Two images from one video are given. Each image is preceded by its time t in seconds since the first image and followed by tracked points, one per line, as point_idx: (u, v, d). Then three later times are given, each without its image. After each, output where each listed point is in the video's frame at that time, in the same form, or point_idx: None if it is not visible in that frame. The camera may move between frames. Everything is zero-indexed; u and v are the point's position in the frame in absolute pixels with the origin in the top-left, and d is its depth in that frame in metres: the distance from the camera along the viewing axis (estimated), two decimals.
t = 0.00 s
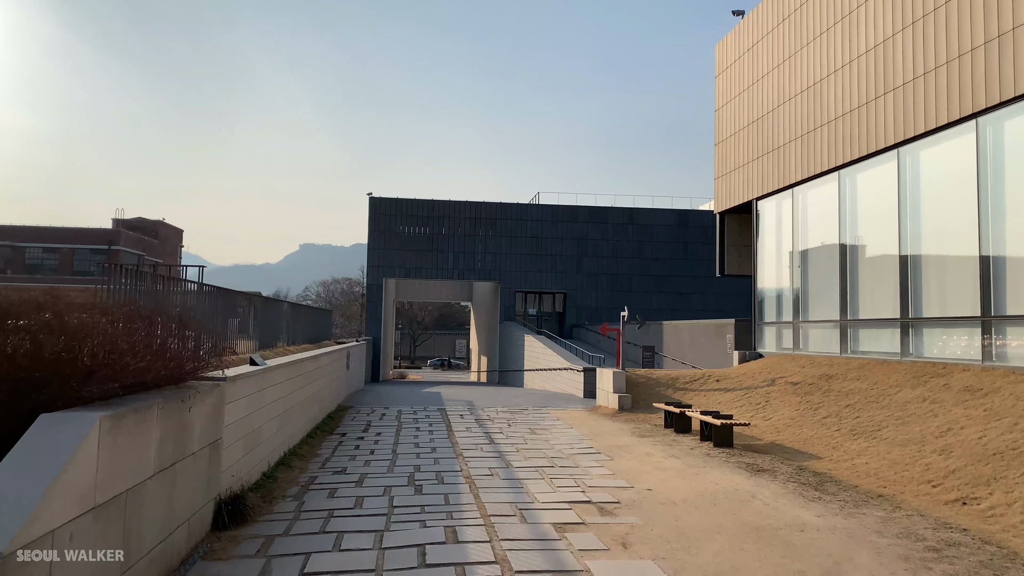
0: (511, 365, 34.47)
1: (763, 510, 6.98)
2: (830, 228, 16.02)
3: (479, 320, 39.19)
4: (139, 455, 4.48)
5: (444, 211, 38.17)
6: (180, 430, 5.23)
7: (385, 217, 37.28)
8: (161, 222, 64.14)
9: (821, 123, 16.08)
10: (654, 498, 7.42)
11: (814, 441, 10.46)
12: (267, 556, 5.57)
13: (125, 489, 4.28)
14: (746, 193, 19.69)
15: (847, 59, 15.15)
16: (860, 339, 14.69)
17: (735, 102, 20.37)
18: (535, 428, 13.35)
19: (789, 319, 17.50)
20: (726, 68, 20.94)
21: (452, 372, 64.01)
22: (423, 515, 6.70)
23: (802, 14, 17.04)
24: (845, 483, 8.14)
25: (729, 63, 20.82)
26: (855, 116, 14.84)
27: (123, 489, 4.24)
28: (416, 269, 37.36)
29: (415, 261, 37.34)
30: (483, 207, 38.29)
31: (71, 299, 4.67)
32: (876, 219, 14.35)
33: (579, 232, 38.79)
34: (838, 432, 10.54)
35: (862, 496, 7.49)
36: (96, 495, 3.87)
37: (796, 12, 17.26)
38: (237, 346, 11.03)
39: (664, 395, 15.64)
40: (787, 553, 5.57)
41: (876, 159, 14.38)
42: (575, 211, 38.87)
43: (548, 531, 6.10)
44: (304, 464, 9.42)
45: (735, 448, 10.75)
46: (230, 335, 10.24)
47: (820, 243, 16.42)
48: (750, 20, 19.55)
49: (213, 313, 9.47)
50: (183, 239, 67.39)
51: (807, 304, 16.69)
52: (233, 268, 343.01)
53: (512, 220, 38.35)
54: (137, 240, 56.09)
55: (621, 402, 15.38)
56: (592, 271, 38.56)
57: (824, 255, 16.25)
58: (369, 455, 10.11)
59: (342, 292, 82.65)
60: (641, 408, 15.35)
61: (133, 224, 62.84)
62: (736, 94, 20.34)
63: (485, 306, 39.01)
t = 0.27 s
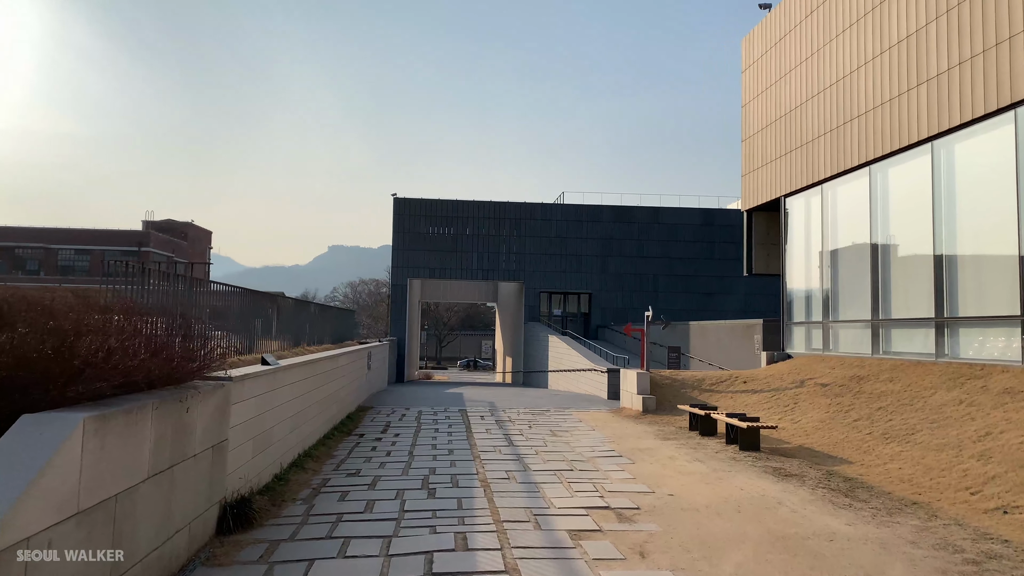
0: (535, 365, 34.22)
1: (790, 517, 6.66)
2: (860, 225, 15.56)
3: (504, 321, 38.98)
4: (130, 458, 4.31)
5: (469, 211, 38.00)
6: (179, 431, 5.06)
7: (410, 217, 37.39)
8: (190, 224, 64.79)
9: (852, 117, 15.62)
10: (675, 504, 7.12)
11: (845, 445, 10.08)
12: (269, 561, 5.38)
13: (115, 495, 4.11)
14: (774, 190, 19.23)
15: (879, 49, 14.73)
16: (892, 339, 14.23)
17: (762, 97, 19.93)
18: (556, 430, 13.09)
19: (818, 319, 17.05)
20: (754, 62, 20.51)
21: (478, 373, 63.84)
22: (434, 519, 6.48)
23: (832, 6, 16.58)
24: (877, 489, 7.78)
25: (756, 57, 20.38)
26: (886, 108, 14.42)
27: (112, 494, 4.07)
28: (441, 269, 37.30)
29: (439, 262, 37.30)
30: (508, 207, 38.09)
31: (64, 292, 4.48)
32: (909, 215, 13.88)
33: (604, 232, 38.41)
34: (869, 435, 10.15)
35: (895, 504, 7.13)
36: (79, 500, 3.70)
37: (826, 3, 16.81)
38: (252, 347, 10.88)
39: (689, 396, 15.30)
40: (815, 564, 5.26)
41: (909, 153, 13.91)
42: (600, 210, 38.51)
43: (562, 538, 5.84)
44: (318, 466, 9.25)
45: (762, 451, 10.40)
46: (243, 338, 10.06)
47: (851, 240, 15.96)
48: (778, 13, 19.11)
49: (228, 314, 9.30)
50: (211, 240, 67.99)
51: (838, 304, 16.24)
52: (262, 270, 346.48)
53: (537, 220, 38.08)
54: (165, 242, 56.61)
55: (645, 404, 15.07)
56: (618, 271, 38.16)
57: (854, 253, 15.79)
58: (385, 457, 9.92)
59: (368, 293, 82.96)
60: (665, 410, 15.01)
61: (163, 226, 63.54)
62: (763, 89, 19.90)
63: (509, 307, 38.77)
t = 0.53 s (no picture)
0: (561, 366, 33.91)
1: (822, 529, 6.31)
2: (896, 222, 15.04)
3: (530, 321, 38.70)
4: (121, 467, 4.11)
5: (495, 210, 37.77)
6: (177, 437, 4.85)
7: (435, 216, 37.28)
8: (221, 225, 65.45)
9: (887, 110, 15.11)
10: (700, 514, 6.79)
11: (880, 451, 9.66)
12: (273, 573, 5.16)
13: (102, 508, 3.90)
14: (806, 185, 18.67)
15: (916, 38, 14.21)
16: (929, 340, 13.72)
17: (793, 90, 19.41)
18: (580, 434, 12.79)
19: (852, 319, 16.55)
20: (785, 55, 20.00)
21: (506, 373, 63.65)
22: (447, 529, 6.22)
23: None
24: (915, 500, 7.38)
25: (788, 50, 19.87)
26: (923, 100, 13.90)
27: (100, 505, 3.88)
28: (467, 269, 37.14)
29: (465, 261, 37.14)
30: (534, 205, 37.80)
31: (54, 292, 4.25)
32: (947, 212, 13.37)
33: (632, 231, 37.91)
34: (905, 441, 9.72)
35: (935, 516, 6.74)
36: (61, 513, 3.51)
37: None
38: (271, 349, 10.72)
39: (717, 399, 14.91)
40: None
41: (947, 147, 13.39)
42: (628, 208, 38.05)
43: (579, 551, 5.56)
44: (334, 470, 9.05)
45: (792, 457, 10.01)
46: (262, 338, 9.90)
47: (886, 238, 15.44)
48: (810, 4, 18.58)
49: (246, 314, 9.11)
50: (242, 241, 68.62)
51: (872, 304, 15.74)
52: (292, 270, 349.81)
53: (564, 219, 37.72)
54: (196, 242, 57.22)
55: (672, 407, 14.71)
56: (646, 270, 37.69)
57: (890, 252, 15.24)
58: (403, 461, 9.70)
59: (397, 293, 83.21)
60: (693, 413, 14.64)
61: (194, 228, 64.26)
62: (795, 82, 19.33)
63: (536, 307, 38.47)
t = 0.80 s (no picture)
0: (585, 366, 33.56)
1: (855, 535, 5.97)
2: (930, 216, 14.54)
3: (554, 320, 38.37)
4: (109, 465, 3.89)
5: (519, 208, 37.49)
6: (174, 434, 4.65)
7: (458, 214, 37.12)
8: (246, 225, 65.83)
9: (919, 101, 14.60)
10: (725, 518, 6.47)
11: (915, 453, 9.25)
12: None
13: (87, 506, 3.69)
14: (836, 180, 18.14)
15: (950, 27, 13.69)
16: (965, 339, 13.23)
17: (822, 83, 18.91)
18: (601, 434, 12.49)
19: (884, 318, 16.05)
20: (813, 47, 19.50)
21: (530, 372, 63.32)
22: (459, 532, 5.96)
23: None
24: (954, 505, 7.00)
25: (816, 42, 19.36)
26: (958, 90, 13.39)
27: (85, 505, 3.66)
28: (490, 267, 36.92)
29: (487, 259, 36.93)
30: (558, 204, 37.45)
31: (51, 282, 4.09)
32: (983, 206, 12.89)
33: (657, 229, 37.43)
34: (942, 444, 9.30)
35: (975, 522, 6.36)
36: (39, 513, 3.29)
37: None
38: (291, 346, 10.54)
39: (743, 399, 14.52)
40: None
41: (984, 139, 12.89)
42: (653, 206, 37.56)
43: (596, 556, 5.28)
44: (348, 469, 8.84)
45: (822, 459, 9.64)
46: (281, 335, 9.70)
47: (920, 233, 14.93)
48: None
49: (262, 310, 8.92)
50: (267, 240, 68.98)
51: (905, 301, 15.24)
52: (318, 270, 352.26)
53: (588, 217, 37.33)
54: (222, 242, 57.57)
55: (697, 407, 14.34)
56: (671, 269, 37.20)
57: (924, 248, 14.74)
58: (419, 460, 9.47)
59: (421, 293, 83.23)
60: (719, 413, 14.26)
61: (221, 227, 64.71)
62: (824, 74, 18.81)
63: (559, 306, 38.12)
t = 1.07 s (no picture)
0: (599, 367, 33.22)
1: (879, 550, 5.64)
2: (953, 215, 14.11)
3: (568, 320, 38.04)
4: (81, 479, 3.64)
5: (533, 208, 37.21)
6: (157, 443, 4.40)
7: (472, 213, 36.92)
8: (262, 225, 65.96)
9: (941, 96, 14.17)
10: (741, 530, 6.15)
11: (940, 460, 8.88)
12: None
13: (55, 523, 3.43)
14: (856, 178, 17.73)
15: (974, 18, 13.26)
16: (992, 341, 12.80)
17: (841, 79, 18.48)
18: (614, 438, 12.18)
19: (906, 318, 15.63)
20: (832, 42, 19.07)
21: (545, 373, 62.98)
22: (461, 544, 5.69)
23: None
24: (983, 516, 6.65)
25: (835, 36, 18.93)
26: (982, 83, 12.96)
27: (53, 521, 3.42)
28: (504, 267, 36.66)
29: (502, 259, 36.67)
30: (572, 203, 37.13)
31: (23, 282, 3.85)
32: (1009, 204, 12.47)
33: (673, 228, 37.00)
34: (968, 450, 8.92)
35: (1007, 536, 6.02)
36: None
37: None
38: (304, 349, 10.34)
39: (761, 402, 14.15)
40: None
41: (1009, 133, 12.48)
42: (668, 205, 37.12)
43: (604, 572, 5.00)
44: (353, 475, 8.60)
45: (843, 465, 9.28)
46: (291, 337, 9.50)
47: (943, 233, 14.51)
48: None
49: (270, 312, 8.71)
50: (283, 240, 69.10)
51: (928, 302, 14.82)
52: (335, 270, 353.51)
53: (602, 216, 36.98)
54: (238, 243, 57.65)
55: (713, 410, 14.00)
56: (687, 269, 36.79)
57: (948, 247, 14.30)
58: (425, 466, 9.21)
59: (436, 293, 83.10)
60: (735, 416, 13.92)
61: (236, 228, 64.88)
62: (843, 70, 18.38)
63: (574, 306, 37.81)
